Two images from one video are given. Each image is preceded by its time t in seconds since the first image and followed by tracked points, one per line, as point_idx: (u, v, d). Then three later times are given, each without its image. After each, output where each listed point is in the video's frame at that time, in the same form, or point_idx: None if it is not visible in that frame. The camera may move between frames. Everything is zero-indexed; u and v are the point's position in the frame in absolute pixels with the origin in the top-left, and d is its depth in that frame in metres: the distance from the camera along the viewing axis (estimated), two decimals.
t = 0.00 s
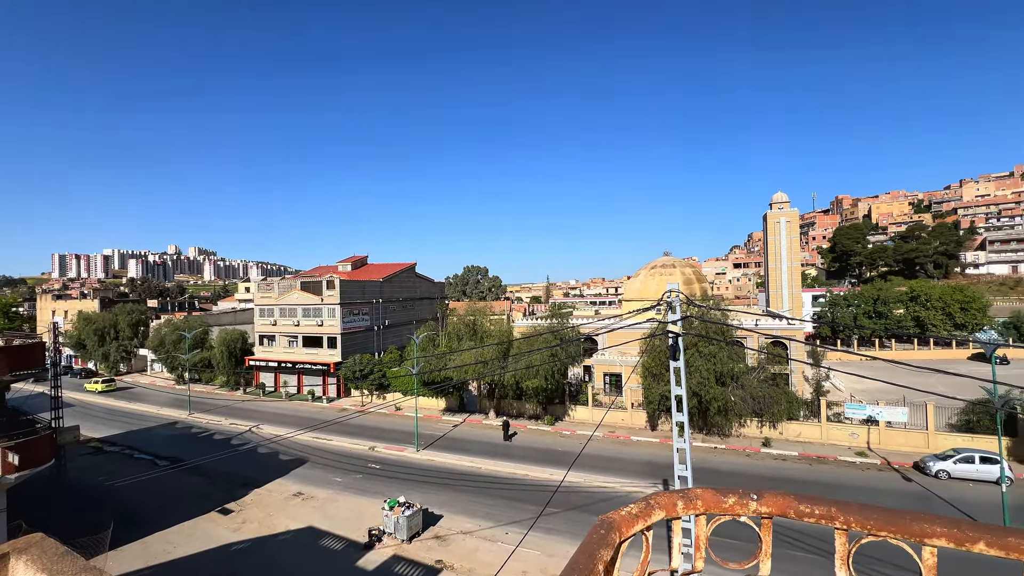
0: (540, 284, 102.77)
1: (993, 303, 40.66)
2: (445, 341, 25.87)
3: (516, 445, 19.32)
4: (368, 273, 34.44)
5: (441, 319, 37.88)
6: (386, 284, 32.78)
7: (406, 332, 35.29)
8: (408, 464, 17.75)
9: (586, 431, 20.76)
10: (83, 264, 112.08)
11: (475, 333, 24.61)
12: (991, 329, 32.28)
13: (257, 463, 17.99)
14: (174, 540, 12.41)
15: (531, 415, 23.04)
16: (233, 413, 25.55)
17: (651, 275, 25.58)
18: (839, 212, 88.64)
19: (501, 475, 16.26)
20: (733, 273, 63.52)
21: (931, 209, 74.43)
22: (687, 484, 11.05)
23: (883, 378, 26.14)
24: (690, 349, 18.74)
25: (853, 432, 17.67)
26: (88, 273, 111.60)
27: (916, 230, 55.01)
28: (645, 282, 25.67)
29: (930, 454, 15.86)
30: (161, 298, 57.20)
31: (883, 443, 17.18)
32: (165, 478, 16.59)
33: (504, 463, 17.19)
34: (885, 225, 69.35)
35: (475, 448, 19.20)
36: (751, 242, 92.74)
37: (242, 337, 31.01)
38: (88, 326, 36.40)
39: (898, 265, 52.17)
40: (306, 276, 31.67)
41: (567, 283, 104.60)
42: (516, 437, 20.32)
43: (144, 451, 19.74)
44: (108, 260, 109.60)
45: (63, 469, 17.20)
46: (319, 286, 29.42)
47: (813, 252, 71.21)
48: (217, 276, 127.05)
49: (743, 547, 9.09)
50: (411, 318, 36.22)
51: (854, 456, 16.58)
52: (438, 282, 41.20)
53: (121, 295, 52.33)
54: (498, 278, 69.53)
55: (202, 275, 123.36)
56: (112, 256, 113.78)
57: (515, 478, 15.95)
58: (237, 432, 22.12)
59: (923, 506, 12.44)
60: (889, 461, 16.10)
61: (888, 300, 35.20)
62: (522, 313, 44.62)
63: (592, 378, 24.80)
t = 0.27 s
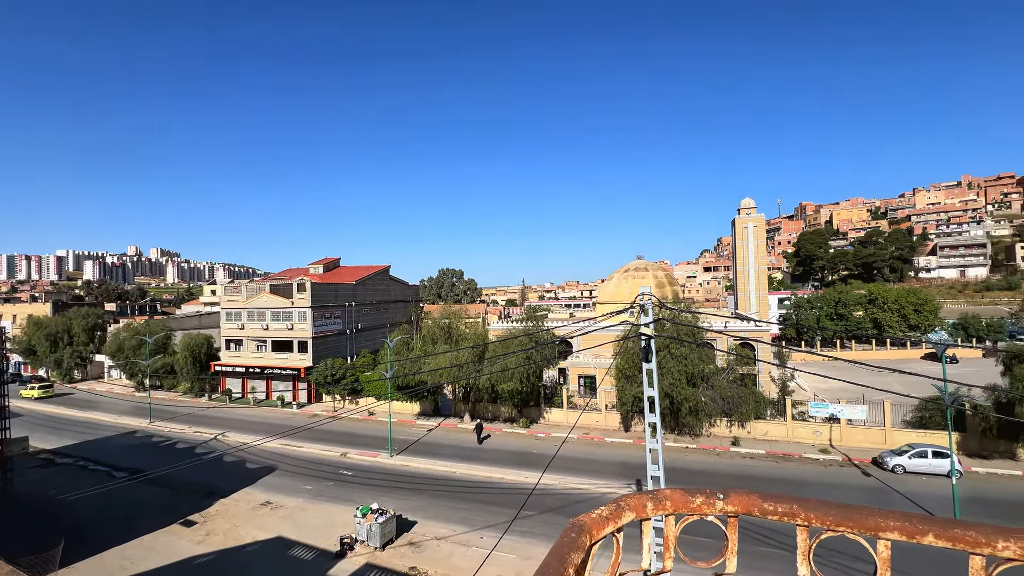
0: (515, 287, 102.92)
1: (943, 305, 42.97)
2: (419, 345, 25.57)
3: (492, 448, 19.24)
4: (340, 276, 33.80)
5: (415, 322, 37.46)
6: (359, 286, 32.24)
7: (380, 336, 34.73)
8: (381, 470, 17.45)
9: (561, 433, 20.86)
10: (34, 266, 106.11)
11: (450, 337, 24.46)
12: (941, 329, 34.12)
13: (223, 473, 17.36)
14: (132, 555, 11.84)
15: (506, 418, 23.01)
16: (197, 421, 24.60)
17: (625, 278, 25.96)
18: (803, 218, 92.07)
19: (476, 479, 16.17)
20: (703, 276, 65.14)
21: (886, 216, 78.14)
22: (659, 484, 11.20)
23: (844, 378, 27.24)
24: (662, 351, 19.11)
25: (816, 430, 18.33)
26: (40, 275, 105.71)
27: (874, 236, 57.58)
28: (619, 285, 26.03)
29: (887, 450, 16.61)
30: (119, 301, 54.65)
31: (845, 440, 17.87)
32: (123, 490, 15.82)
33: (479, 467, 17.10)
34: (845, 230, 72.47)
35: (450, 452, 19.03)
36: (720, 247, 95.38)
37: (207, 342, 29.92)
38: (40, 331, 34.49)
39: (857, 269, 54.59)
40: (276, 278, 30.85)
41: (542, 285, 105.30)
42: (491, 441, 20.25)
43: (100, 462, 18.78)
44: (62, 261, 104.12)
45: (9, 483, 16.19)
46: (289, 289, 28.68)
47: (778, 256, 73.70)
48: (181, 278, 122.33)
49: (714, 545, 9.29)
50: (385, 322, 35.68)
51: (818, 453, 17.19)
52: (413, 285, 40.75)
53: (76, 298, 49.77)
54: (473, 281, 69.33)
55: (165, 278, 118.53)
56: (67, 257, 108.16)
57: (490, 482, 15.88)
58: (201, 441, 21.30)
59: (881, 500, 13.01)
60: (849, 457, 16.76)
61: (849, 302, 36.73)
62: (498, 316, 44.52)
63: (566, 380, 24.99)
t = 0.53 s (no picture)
0: (489, 288, 102.86)
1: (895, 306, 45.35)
2: (392, 347, 25.21)
3: (465, 451, 19.13)
4: (310, 277, 33.01)
5: (388, 324, 36.92)
6: (330, 288, 31.55)
7: (351, 338, 34.05)
8: (352, 475, 17.09)
9: (535, 434, 20.94)
10: None
11: (423, 339, 24.23)
12: (894, 329, 36.10)
13: (184, 482, 16.66)
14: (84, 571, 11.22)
15: (479, 420, 22.94)
16: (156, 428, 23.53)
17: (597, 280, 26.29)
18: (767, 221, 95.46)
19: (450, 482, 16.04)
20: (673, 278, 66.66)
21: (844, 221, 81.87)
22: (632, 483, 11.39)
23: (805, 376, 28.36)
24: (633, 352, 19.45)
25: (779, 426, 19.00)
26: None
27: (832, 240, 60.22)
28: (592, 286, 26.34)
29: (845, 445, 17.37)
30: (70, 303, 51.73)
31: (806, 435, 18.58)
32: (74, 503, 14.98)
33: (452, 469, 16.97)
34: (806, 234, 75.50)
35: (423, 455, 18.81)
36: (689, 249, 97.86)
37: (166, 345, 28.67)
38: None
39: (817, 271, 57.04)
40: (242, 279, 29.87)
41: (516, 286, 105.64)
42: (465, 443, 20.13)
43: (49, 473, 17.73)
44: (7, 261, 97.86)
45: None
46: (256, 290, 27.80)
47: (744, 259, 76.14)
48: (139, 279, 116.92)
49: (685, 541, 9.48)
50: (356, 323, 35.01)
51: (781, 449, 17.82)
52: (385, 286, 40.15)
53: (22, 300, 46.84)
54: (446, 282, 68.91)
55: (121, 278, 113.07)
56: (12, 257, 101.79)
57: (463, 484, 15.78)
58: (160, 449, 20.37)
59: (839, 493, 13.59)
60: (811, 452, 17.44)
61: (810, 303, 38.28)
62: (471, 317, 44.36)
63: (540, 381, 25.13)
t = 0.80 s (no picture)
0: (465, 288, 102.35)
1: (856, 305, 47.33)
2: (366, 347, 24.82)
3: (441, 451, 18.99)
4: (281, 276, 32.20)
5: (362, 324, 36.34)
6: (301, 287, 30.85)
7: (324, 339, 33.36)
8: (324, 478, 16.75)
9: (511, 433, 20.95)
10: None
11: (398, 339, 23.94)
12: (855, 327, 37.82)
13: (147, 489, 16.01)
14: None
15: (455, 420, 22.81)
16: (116, 434, 22.52)
17: (573, 279, 26.51)
18: (737, 223, 98.23)
19: (425, 483, 15.90)
20: (647, 277, 67.82)
21: (809, 223, 84.93)
22: (607, 479, 11.54)
23: (773, 373, 29.29)
24: (608, 350, 19.70)
25: (748, 422, 19.56)
26: None
27: (798, 241, 62.40)
28: (567, 286, 26.55)
29: (810, 439, 18.02)
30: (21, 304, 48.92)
31: (773, 430, 19.19)
32: (26, 514, 14.19)
33: (428, 470, 16.82)
34: (774, 236, 77.97)
35: (397, 456, 18.59)
36: (662, 250, 99.70)
37: (127, 347, 27.46)
38: None
39: (783, 272, 59.01)
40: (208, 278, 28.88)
41: (492, 286, 105.56)
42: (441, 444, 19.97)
43: None
44: None
45: None
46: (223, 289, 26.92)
47: (714, 259, 78.08)
48: (97, 278, 111.80)
49: (659, 536, 9.69)
50: (329, 324, 34.32)
51: (750, 444, 18.37)
52: (359, 285, 39.48)
53: None
54: (422, 281, 68.28)
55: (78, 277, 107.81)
56: None
57: (439, 485, 15.67)
58: (121, 455, 19.51)
59: (805, 486, 14.09)
60: (777, 447, 18.02)
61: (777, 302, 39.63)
62: (447, 317, 44.08)
63: (516, 380, 25.19)
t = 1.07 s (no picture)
0: (442, 286, 101.65)
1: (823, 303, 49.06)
2: (342, 347, 24.42)
3: (418, 451, 18.85)
4: (253, 274, 31.38)
5: (337, 324, 35.75)
6: (274, 285, 30.14)
7: (298, 338, 32.66)
8: (299, 480, 16.42)
9: (489, 432, 20.96)
10: None
11: (375, 338, 23.64)
12: (821, 325, 39.26)
13: (110, 495, 15.40)
14: None
15: (433, 420, 22.67)
16: (76, 439, 21.56)
17: (551, 278, 26.66)
18: (710, 223, 100.47)
19: (402, 484, 15.76)
20: (623, 277, 68.78)
21: (778, 224, 87.53)
22: (585, 476, 11.66)
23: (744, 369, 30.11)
24: (585, 348, 19.91)
25: (721, 417, 20.05)
26: None
27: (768, 241, 64.25)
28: (546, 284, 26.69)
29: (779, 433, 18.60)
30: None
31: (745, 425, 19.72)
32: None
33: (405, 471, 16.68)
34: (745, 236, 80.07)
35: (374, 457, 18.37)
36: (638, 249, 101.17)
37: (88, 348, 26.31)
38: None
39: (754, 271, 60.69)
40: (175, 276, 27.93)
41: (470, 285, 105.25)
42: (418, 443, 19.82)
43: None
44: None
45: None
46: (192, 288, 26.07)
47: (689, 258, 79.70)
48: (56, 276, 106.73)
49: (635, 531, 9.86)
50: (303, 323, 33.64)
51: (722, 439, 18.85)
52: (334, 284, 38.80)
53: None
54: (399, 280, 67.55)
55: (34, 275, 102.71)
56: None
57: (417, 485, 15.55)
58: (82, 461, 18.70)
59: (774, 478, 14.53)
60: (749, 441, 18.53)
61: (748, 301, 40.77)
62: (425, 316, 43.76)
63: (494, 379, 25.20)
